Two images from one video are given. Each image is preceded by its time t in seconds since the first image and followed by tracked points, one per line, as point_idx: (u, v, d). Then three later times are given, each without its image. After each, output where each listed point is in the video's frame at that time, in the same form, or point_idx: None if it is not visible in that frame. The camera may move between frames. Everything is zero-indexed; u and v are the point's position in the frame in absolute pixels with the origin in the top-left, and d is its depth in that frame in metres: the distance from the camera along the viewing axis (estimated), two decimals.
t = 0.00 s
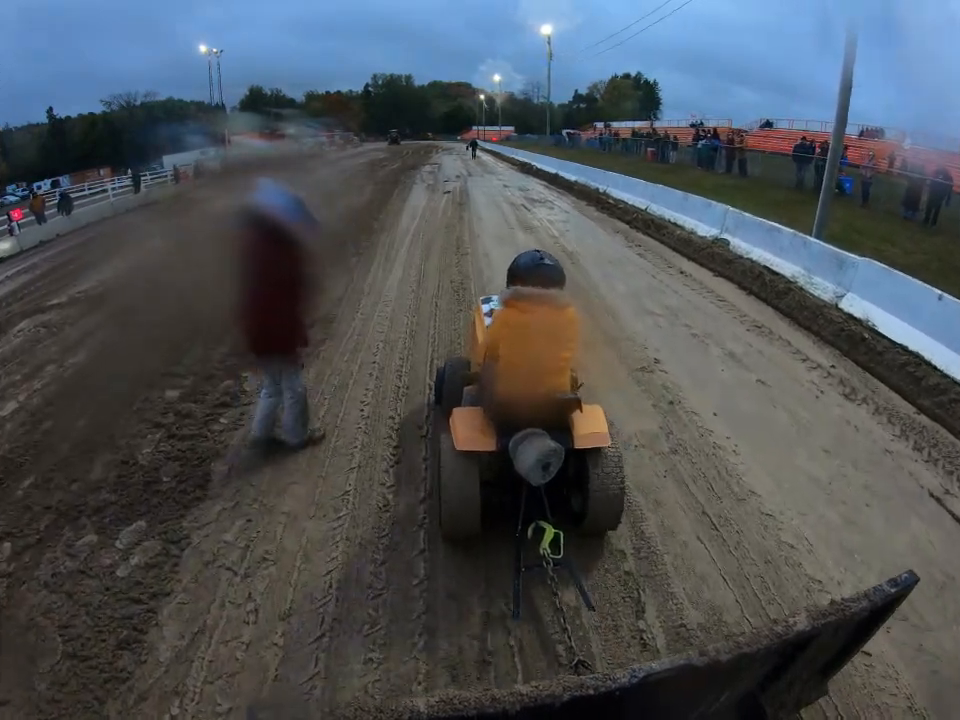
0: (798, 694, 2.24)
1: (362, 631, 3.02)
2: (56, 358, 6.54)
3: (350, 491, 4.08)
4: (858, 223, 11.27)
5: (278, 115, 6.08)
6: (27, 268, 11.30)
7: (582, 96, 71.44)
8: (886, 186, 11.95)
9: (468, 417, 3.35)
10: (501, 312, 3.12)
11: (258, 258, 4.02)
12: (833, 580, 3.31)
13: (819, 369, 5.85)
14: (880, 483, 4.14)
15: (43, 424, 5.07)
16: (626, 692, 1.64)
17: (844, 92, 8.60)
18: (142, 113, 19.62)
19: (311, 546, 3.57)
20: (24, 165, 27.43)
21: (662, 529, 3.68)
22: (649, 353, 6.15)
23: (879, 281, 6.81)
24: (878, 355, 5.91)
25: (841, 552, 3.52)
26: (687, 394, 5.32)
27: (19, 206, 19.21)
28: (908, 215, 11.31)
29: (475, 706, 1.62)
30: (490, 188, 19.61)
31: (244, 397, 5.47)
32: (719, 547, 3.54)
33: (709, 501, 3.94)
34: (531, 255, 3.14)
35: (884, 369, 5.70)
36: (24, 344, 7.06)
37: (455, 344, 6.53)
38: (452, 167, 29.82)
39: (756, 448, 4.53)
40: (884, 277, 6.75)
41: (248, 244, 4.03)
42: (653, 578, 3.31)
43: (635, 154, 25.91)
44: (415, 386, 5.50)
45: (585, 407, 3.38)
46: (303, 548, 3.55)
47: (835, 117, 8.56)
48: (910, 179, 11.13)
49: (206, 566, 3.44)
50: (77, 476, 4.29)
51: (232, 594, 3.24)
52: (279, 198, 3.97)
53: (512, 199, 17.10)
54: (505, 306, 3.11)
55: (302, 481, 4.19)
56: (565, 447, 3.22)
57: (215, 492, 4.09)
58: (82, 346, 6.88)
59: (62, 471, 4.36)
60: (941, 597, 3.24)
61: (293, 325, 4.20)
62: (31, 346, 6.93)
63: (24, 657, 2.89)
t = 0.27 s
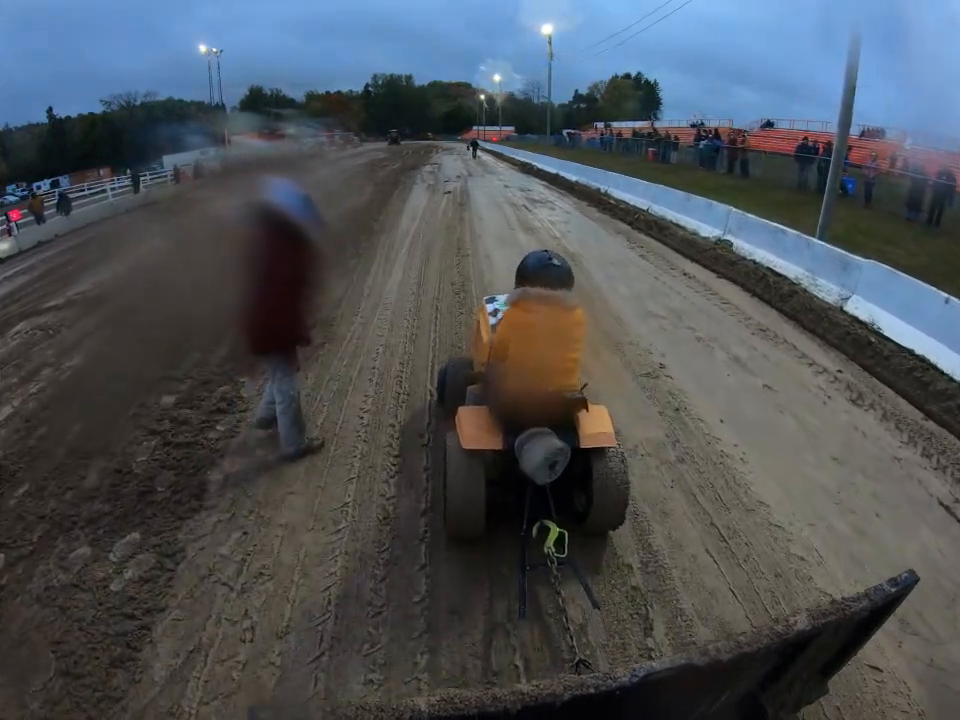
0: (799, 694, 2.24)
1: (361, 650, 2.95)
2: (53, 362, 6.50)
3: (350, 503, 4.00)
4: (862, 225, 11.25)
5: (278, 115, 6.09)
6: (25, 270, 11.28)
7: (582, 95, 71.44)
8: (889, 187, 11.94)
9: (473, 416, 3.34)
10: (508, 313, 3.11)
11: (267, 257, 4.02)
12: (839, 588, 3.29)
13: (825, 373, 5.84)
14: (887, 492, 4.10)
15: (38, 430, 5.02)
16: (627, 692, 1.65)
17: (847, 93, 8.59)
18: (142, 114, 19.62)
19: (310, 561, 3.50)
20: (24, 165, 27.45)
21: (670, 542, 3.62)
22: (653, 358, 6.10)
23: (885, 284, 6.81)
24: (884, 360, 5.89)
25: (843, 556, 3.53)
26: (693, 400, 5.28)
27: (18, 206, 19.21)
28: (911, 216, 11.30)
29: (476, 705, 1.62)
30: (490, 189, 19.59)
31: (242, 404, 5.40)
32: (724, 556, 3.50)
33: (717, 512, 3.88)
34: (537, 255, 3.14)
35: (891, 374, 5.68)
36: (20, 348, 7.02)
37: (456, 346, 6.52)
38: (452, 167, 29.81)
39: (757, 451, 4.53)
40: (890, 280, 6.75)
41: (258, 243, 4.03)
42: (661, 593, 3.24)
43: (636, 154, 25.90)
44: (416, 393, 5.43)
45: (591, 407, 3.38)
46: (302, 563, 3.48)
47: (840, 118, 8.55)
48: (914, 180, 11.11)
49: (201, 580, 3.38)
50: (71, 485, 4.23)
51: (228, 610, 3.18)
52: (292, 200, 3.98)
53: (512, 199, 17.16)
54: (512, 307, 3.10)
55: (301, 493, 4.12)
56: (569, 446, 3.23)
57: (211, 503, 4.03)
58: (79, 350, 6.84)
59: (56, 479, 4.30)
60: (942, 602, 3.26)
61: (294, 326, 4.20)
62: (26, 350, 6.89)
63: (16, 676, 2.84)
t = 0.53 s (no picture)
0: (799, 694, 2.24)
1: (360, 674, 2.81)
2: (46, 366, 6.38)
3: (348, 518, 3.86)
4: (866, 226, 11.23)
5: (278, 115, 6.09)
6: (22, 271, 11.21)
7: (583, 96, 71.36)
8: (892, 187, 11.93)
9: (472, 417, 3.33)
10: (506, 312, 3.14)
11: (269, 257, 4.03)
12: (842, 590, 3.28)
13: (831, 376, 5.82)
14: (896, 499, 4.06)
15: (30, 437, 4.92)
16: (628, 692, 1.65)
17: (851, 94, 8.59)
18: (141, 114, 19.59)
19: (307, 579, 3.36)
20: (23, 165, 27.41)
21: (679, 558, 3.49)
22: (659, 363, 6.04)
23: (890, 287, 6.81)
24: (893, 364, 5.85)
25: (846, 559, 3.52)
26: (700, 407, 5.20)
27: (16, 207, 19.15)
28: (914, 217, 11.28)
29: (477, 706, 1.61)
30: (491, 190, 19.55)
31: (237, 412, 5.26)
32: (726, 558, 3.50)
33: (727, 526, 3.77)
34: (534, 256, 3.17)
35: (899, 379, 5.64)
36: (14, 350, 6.93)
37: (457, 349, 6.50)
38: (452, 167, 29.76)
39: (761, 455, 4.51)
40: (896, 284, 6.75)
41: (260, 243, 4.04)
42: (671, 612, 3.13)
43: (637, 155, 25.88)
44: (418, 395, 5.42)
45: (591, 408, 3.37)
46: (298, 580, 3.35)
47: (844, 120, 8.56)
48: (917, 181, 11.08)
49: (195, 599, 3.25)
50: (61, 496, 4.10)
51: (222, 631, 3.04)
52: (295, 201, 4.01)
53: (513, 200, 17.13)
54: (510, 306, 3.13)
55: (298, 506, 3.98)
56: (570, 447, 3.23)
57: (205, 516, 3.89)
58: (73, 353, 6.74)
59: (47, 490, 4.18)
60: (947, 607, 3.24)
61: (294, 327, 4.19)
62: (20, 353, 6.81)
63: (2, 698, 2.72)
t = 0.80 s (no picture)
0: (799, 694, 2.24)
1: (360, 691, 2.73)
2: (40, 372, 6.27)
3: (347, 534, 3.72)
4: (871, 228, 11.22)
5: (278, 115, 6.11)
6: (20, 273, 11.17)
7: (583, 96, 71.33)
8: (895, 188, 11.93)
9: (478, 416, 3.34)
10: (514, 312, 3.13)
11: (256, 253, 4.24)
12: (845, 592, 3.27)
13: (839, 382, 5.82)
14: (901, 504, 4.05)
15: (23, 443, 4.83)
16: (628, 692, 1.65)
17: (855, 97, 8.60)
18: (141, 114, 19.57)
19: (304, 599, 3.23)
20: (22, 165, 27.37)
21: (689, 575, 3.38)
22: (665, 370, 6.01)
23: (897, 291, 6.81)
24: (901, 370, 5.83)
25: (850, 560, 3.52)
26: (708, 416, 5.13)
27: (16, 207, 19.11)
28: (918, 218, 11.27)
29: (478, 706, 1.62)
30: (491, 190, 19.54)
31: (233, 420, 5.11)
32: (728, 560, 3.50)
33: (738, 542, 3.65)
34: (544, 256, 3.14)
35: (908, 384, 5.63)
36: (9, 354, 6.86)
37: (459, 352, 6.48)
38: (452, 167, 29.73)
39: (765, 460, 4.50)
40: (903, 287, 6.75)
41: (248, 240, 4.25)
42: (681, 633, 3.01)
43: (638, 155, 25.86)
44: (420, 398, 5.41)
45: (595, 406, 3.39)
46: (295, 601, 3.22)
47: (848, 123, 8.56)
48: (921, 182, 11.06)
49: (188, 619, 3.12)
50: (52, 508, 3.97)
51: (216, 655, 2.92)
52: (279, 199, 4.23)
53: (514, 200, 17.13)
54: (517, 306, 3.12)
55: (294, 521, 3.84)
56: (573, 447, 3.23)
57: (199, 531, 3.74)
58: (68, 357, 6.65)
59: (38, 500, 4.06)
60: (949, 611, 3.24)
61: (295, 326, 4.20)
62: (15, 357, 6.74)
63: None
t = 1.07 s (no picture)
0: (799, 694, 2.24)
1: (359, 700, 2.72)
2: (34, 377, 6.24)
3: (345, 551, 3.63)
4: (876, 230, 11.22)
5: (278, 116, 6.12)
6: (17, 275, 11.14)
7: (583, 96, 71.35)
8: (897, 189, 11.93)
9: (476, 416, 3.33)
10: (516, 311, 3.13)
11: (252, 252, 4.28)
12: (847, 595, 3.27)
13: (846, 388, 5.81)
14: (907, 511, 4.04)
15: (16, 452, 4.80)
16: (627, 692, 1.65)
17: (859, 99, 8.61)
18: (140, 115, 19.57)
19: (301, 620, 3.15)
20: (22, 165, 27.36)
21: (699, 593, 3.29)
22: (671, 376, 6.00)
23: (903, 294, 6.82)
24: (910, 375, 5.82)
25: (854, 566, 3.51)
26: (715, 424, 5.10)
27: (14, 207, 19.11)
28: (921, 219, 11.27)
29: (478, 705, 1.62)
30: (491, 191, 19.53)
31: (227, 429, 5.06)
32: (732, 565, 3.50)
33: (748, 557, 3.57)
34: (549, 257, 3.13)
35: (916, 390, 5.62)
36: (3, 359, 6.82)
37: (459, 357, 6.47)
38: (452, 167, 29.72)
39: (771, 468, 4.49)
40: (909, 291, 6.75)
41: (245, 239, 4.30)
42: (683, 635, 3.02)
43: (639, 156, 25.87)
44: (422, 403, 5.40)
45: (594, 406, 3.38)
46: (291, 622, 3.13)
47: (853, 125, 8.58)
48: (924, 183, 11.07)
49: (181, 639, 3.06)
50: (44, 522, 3.93)
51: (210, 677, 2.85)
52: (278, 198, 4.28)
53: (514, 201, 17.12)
54: (520, 306, 3.13)
55: (290, 536, 3.75)
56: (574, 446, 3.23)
57: (193, 547, 3.67)
58: (62, 362, 6.62)
59: (31, 513, 4.03)
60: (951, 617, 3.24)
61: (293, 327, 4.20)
62: (9, 362, 6.70)
63: None
